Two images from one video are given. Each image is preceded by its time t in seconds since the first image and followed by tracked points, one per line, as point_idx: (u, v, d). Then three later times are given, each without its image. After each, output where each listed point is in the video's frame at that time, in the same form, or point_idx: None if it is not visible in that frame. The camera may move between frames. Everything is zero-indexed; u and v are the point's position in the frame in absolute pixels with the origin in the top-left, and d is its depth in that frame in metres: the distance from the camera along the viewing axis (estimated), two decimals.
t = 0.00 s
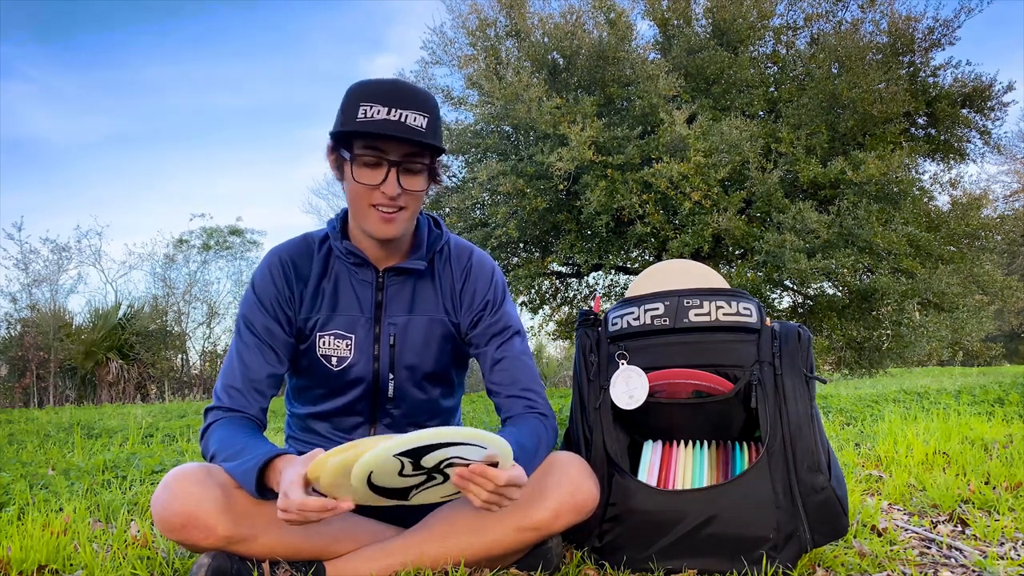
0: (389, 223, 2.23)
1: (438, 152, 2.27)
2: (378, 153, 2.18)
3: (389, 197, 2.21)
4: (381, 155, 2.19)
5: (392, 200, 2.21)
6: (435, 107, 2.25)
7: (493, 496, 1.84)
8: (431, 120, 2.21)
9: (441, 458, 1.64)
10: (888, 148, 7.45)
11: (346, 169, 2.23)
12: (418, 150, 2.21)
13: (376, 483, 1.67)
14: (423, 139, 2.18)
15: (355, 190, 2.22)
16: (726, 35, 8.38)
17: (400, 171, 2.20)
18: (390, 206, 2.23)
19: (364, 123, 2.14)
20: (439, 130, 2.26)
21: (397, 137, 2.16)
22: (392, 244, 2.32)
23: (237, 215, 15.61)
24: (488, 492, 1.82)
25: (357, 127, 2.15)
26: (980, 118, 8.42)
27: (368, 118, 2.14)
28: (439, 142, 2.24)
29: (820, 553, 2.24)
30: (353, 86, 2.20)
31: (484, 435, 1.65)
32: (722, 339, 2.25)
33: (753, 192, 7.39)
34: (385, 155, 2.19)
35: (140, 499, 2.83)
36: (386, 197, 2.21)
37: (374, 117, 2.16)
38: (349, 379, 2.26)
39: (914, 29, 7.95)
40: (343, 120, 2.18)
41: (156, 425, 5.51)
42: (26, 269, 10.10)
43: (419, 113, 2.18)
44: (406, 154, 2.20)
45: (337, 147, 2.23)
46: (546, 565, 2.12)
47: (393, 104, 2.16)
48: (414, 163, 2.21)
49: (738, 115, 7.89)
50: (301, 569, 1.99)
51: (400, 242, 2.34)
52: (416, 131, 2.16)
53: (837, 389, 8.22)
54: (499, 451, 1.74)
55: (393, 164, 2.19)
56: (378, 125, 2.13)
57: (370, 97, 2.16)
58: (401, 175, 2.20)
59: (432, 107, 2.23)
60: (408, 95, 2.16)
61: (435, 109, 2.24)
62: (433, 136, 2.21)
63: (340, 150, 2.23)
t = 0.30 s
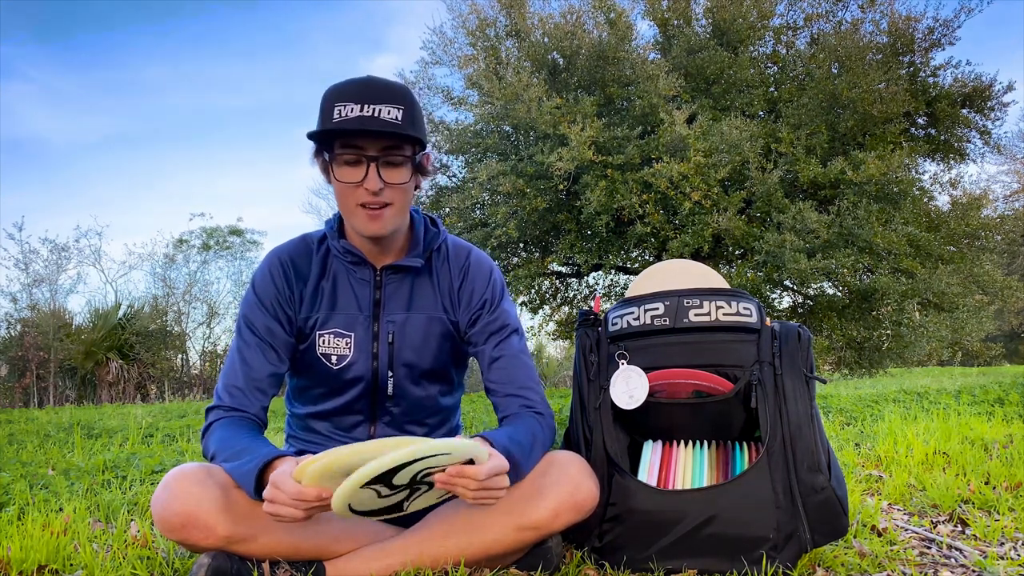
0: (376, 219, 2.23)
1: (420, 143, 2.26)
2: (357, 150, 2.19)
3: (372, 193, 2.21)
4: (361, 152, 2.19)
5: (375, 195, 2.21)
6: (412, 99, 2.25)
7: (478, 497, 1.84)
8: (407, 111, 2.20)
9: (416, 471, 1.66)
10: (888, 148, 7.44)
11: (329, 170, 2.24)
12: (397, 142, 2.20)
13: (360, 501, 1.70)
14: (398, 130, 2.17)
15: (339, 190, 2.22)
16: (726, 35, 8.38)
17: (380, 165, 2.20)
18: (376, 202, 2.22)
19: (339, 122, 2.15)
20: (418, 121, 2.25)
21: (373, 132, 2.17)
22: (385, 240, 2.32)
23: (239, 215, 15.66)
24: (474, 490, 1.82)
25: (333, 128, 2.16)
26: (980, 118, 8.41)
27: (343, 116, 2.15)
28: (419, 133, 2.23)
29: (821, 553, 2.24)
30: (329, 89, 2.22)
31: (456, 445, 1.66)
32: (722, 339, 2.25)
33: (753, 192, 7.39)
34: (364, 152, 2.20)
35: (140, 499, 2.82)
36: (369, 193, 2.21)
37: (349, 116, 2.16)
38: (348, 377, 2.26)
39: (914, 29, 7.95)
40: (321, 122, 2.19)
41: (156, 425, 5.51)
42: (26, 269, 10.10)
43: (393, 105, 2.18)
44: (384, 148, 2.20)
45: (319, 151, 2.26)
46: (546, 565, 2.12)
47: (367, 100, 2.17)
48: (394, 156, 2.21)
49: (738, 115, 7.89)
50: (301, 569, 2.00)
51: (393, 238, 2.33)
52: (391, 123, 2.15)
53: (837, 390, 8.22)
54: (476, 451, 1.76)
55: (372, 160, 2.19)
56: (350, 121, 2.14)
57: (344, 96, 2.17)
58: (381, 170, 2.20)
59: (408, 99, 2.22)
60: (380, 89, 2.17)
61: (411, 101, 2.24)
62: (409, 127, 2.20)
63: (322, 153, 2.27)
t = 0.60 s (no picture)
0: (374, 218, 2.23)
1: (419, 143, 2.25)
2: (355, 148, 2.19)
3: (370, 191, 2.21)
4: (360, 151, 2.19)
5: (373, 193, 2.21)
6: (412, 98, 2.24)
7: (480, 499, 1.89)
8: (407, 110, 2.19)
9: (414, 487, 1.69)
10: (888, 148, 7.44)
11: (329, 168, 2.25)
12: (395, 142, 2.20)
13: (360, 517, 1.72)
14: (396, 130, 2.16)
15: (338, 188, 2.23)
16: (726, 35, 8.38)
17: (378, 165, 2.20)
18: (374, 200, 2.22)
19: (339, 120, 2.15)
20: (418, 120, 2.24)
21: (372, 131, 2.16)
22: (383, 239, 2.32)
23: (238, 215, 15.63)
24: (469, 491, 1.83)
25: (333, 126, 2.16)
26: (980, 118, 8.42)
27: (343, 115, 2.15)
28: (418, 133, 2.22)
29: (821, 553, 2.24)
30: (331, 87, 2.22)
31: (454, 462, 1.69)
32: (722, 339, 2.25)
33: (753, 192, 7.39)
34: (362, 151, 2.19)
35: (140, 499, 2.82)
36: (367, 191, 2.21)
37: (349, 114, 2.16)
38: (348, 375, 2.26)
39: (914, 29, 7.94)
40: (321, 120, 2.20)
41: (155, 425, 5.50)
42: (26, 269, 10.09)
43: (393, 104, 2.17)
44: (383, 147, 2.19)
45: (319, 148, 2.27)
46: (546, 565, 2.12)
47: (366, 99, 2.16)
48: (392, 155, 2.20)
49: (738, 115, 7.89)
50: (301, 569, 2.00)
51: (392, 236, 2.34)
52: (389, 122, 2.15)
53: (837, 389, 8.22)
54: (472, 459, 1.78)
55: (370, 159, 2.19)
56: (349, 121, 2.14)
57: (344, 95, 2.17)
58: (379, 168, 2.20)
59: (408, 98, 2.22)
60: (380, 88, 2.17)
61: (411, 100, 2.23)
62: (408, 126, 2.19)
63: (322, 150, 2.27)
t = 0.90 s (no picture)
0: (378, 212, 2.22)
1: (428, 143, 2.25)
2: (364, 143, 2.19)
3: (375, 186, 2.20)
4: (367, 146, 2.19)
5: (378, 188, 2.20)
6: (422, 98, 2.25)
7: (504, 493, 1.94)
8: (416, 109, 2.20)
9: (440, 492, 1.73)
10: (888, 148, 7.45)
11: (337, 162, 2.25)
12: (403, 139, 2.20)
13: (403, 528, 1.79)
14: (405, 127, 2.16)
15: (344, 182, 2.22)
16: (726, 35, 8.38)
17: (384, 161, 2.19)
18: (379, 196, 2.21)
19: (349, 115, 2.16)
20: (427, 120, 2.24)
21: (381, 127, 2.16)
22: (388, 236, 2.31)
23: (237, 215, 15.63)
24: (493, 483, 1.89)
25: (342, 120, 2.17)
26: (980, 118, 8.42)
27: (353, 110, 2.16)
28: (426, 132, 2.22)
29: (821, 553, 2.24)
30: (343, 84, 2.24)
31: (466, 459, 1.69)
32: (721, 339, 2.25)
33: (753, 192, 7.39)
34: (370, 146, 2.19)
35: (140, 499, 2.82)
36: (372, 186, 2.20)
37: (359, 110, 2.17)
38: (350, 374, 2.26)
39: (914, 29, 7.95)
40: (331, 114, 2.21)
41: (156, 425, 5.50)
42: (26, 269, 10.09)
43: (403, 102, 2.18)
44: (390, 144, 2.19)
45: (328, 143, 2.27)
46: (546, 565, 2.11)
47: (377, 96, 2.17)
48: (400, 152, 2.20)
49: (738, 115, 7.89)
50: (301, 569, 2.01)
51: (396, 234, 2.33)
52: (398, 119, 2.15)
53: (837, 389, 8.21)
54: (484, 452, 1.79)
55: (377, 155, 2.19)
56: (359, 116, 2.14)
57: (355, 91, 2.18)
58: (386, 164, 2.19)
59: (418, 98, 2.22)
60: (392, 86, 2.18)
61: (421, 100, 2.24)
62: (417, 125, 2.19)
63: (331, 145, 2.28)
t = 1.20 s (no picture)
0: (379, 208, 2.23)
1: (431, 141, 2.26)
2: (366, 139, 2.20)
3: (377, 182, 2.20)
4: (370, 141, 2.20)
5: (380, 184, 2.20)
6: (427, 96, 2.26)
7: (492, 487, 1.92)
8: (419, 107, 2.20)
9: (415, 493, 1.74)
10: (888, 148, 7.45)
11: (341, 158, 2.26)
12: (406, 136, 2.20)
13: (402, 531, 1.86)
14: (408, 124, 2.17)
15: (347, 177, 2.23)
16: (726, 35, 8.38)
17: (387, 156, 2.20)
18: (380, 191, 2.22)
19: (352, 110, 2.17)
20: (430, 118, 2.25)
21: (384, 123, 2.17)
22: (389, 231, 2.31)
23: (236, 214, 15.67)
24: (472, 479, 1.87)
25: (345, 116, 2.18)
26: (980, 118, 8.42)
27: (357, 106, 2.17)
28: (429, 129, 2.22)
29: (821, 553, 2.24)
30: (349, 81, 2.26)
31: (424, 461, 1.66)
32: (722, 339, 2.25)
33: (753, 192, 7.39)
34: (372, 142, 2.20)
35: (140, 499, 2.82)
36: (374, 182, 2.20)
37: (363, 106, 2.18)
38: (352, 372, 2.27)
39: (914, 29, 7.95)
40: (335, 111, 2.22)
41: (155, 425, 5.50)
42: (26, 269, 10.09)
43: (406, 99, 2.18)
44: (393, 141, 2.19)
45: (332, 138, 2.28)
46: (546, 565, 2.11)
47: (380, 92, 2.18)
48: (402, 148, 2.20)
49: (738, 114, 7.89)
50: (301, 569, 2.02)
51: (398, 230, 2.32)
52: (401, 116, 2.15)
53: (838, 389, 8.21)
54: (456, 446, 1.78)
55: (379, 151, 2.19)
56: (362, 111, 2.15)
57: (359, 88, 2.20)
58: (387, 160, 2.19)
59: (423, 96, 2.23)
60: (396, 84, 2.19)
61: (425, 98, 2.24)
62: (420, 121, 2.20)
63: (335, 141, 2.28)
